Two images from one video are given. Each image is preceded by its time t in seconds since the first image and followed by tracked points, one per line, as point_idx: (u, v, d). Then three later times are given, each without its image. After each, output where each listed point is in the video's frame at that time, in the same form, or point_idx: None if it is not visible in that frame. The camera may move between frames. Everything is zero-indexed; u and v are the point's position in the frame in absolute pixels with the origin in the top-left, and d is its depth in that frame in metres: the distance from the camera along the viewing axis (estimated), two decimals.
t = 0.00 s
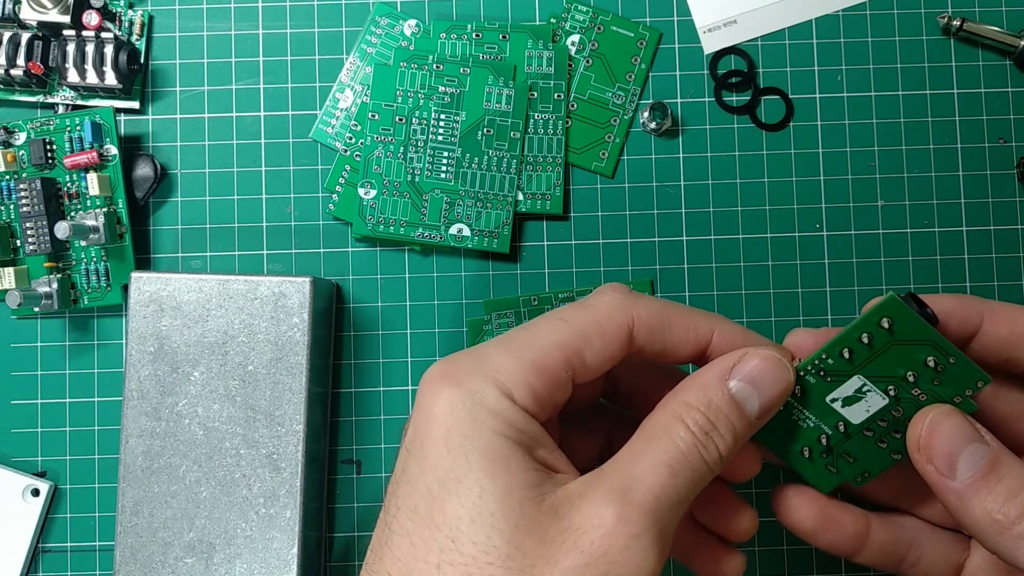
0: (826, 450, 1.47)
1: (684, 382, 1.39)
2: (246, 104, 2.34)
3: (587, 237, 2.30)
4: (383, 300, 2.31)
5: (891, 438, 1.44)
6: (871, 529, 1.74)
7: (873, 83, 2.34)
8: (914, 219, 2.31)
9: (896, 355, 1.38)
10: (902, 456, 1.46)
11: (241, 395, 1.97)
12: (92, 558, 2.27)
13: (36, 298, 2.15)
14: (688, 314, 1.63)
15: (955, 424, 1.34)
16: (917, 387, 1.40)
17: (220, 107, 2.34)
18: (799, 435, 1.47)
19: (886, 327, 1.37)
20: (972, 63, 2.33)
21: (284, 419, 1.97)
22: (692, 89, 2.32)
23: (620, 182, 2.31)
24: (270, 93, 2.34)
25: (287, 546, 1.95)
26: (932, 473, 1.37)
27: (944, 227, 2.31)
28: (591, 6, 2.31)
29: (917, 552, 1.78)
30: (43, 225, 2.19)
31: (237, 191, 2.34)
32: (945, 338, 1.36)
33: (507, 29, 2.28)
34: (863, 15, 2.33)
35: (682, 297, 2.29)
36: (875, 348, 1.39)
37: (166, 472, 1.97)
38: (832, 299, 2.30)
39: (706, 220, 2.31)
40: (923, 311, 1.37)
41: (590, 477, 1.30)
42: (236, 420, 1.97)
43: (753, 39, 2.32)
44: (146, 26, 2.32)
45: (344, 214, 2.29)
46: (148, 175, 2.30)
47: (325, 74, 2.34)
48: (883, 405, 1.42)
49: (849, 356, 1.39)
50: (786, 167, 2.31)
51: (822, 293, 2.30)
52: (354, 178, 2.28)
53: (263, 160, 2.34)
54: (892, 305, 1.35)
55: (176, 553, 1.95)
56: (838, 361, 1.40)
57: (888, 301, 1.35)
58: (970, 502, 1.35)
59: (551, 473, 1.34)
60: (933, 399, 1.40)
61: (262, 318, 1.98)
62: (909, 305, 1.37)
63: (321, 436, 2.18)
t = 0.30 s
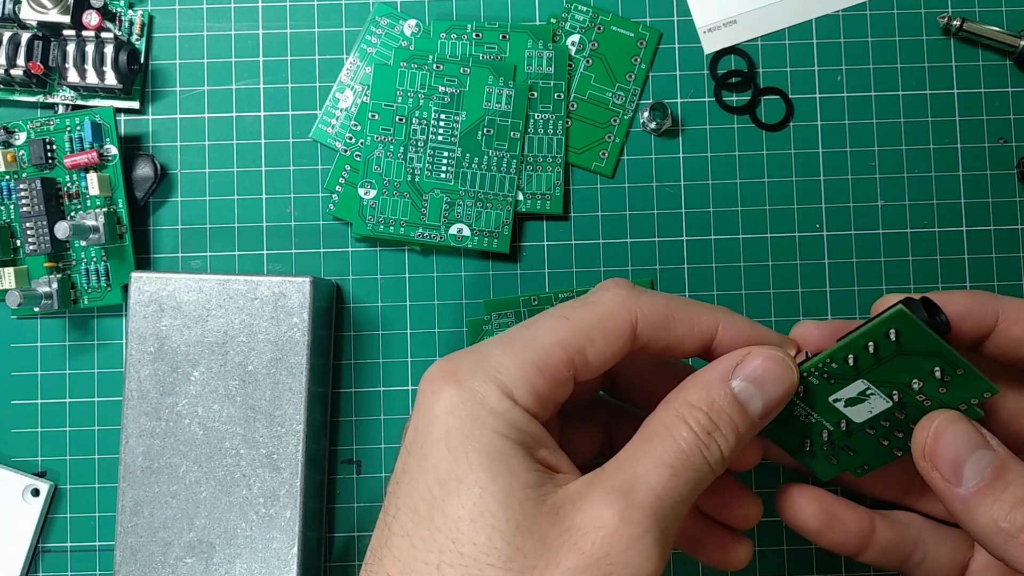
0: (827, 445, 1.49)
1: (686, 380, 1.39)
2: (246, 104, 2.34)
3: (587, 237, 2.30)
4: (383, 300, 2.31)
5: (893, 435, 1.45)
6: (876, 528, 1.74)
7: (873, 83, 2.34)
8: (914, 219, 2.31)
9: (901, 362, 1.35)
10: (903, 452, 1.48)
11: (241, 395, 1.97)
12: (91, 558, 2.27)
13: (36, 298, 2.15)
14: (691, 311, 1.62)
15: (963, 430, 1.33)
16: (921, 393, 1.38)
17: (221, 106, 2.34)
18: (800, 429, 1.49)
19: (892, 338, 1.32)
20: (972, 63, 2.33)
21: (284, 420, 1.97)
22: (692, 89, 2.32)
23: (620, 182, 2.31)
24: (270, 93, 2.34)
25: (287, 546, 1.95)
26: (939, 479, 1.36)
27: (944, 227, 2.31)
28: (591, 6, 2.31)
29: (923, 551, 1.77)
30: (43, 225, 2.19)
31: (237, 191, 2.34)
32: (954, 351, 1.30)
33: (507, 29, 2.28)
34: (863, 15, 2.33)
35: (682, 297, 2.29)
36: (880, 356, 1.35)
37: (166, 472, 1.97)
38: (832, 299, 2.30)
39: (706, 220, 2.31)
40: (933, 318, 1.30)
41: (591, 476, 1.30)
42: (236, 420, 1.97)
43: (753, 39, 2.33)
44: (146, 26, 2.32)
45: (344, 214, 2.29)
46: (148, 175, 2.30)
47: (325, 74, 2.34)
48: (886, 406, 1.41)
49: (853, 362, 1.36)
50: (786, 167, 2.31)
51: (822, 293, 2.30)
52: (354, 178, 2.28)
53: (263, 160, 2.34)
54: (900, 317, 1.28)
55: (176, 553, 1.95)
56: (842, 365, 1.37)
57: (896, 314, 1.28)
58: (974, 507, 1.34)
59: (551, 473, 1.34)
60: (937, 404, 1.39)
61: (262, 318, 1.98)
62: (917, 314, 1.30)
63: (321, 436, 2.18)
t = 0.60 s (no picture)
0: (815, 452, 1.43)
1: (684, 380, 1.39)
2: (246, 104, 2.34)
3: (588, 237, 2.30)
4: (383, 300, 2.31)
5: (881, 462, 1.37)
6: (882, 532, 1.66)
7: (873, 83, 2.34)
8: (914, 219, 2.31)
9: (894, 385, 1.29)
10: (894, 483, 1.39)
11: (241, 395, 1.97)
12: (92, 558, 2.27)
13: (36, 298, 2.15)
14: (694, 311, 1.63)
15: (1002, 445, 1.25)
16: (911, 424, 1.30)
17: (220, 106, 2.34)
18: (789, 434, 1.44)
19: (883, 357, 1.28)
20: (972, 63, 2.33)
21: (284, 420, 1.97)
22: (692, 89, 2.32)
23: (620, 182, 2.31)
24: (270, 93, 2.34)
25: (287, 546, 1.95)
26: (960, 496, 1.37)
27: (944, 227, 2.31)
28: (591, 6, 2.31)
29: (931, 553, 1.69)
30: (43, 225, 2.19)
31: (237, 191, 2.34)
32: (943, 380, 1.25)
33: (507, 29, 2.28)
34: (863, 15, 2.33)
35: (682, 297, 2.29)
36: (870, 374, 1.30)
37: (166, 472, 1.97)
38: (832, 299, 2.30)
39: (706, 220, 2.31)
40: (938, 350, 1.29)
41: (590, 477, 1.30)
42: (236, 420, 1.97)
43: (753, 39, 2.33)
44: (146, 26, 2.32)
45: (344, 214, 2.29)
46: (148, 175, 2.30)
47: (325, 74, 2.34)
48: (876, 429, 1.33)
49: (843, 373, 1.32)
50: (786, 167, 2.31)
51: (822, 293, 2.30)
52: (354, 178, 2.28)
53: (263, 160, 2.34)
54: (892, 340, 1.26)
55: (176, 553, 1.95)
56: (833, 374, 1.34)
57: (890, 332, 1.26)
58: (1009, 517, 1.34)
59: (551, 474, 1.35)
60: (927, 443, 1.30)
61: (262, 318, 1.98)
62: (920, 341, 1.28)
63: (321, 436, 2.18)
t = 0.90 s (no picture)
0: (831, 435, 1.45)
1: (692, 380, 1.40)
2: (246, 104, 2.34)
3: (587, 237, 2.30)
4: (383, 300, 2.31)
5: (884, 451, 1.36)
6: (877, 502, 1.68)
7: (873, 83, 2.34)
8: (914, 219, 2.31)
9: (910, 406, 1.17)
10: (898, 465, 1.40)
11: (241, 395, 1.97)
12: (92, 558, 2.27)
13: (36, 298, 2.15)
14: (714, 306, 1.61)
15: (992, 442, 1.17)
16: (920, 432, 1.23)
17: (220, 106, 2.34)
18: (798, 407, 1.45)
19: (904, 387, 1.12)
20: (972, 63, 2.33)
21: (284, 420, 1.97)
22: (692, 89, 2.32)
23: (620, 182, 2.31)
24: (270, 93, 2.34)
25: (287, 547, 1.95)
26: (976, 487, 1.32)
27: (944, 227, 2.31)
28: (591, 6, 2.31)
29: (923, 529, 1.69)
30: (42, 225, 2.19)
31: (237, 191, 2.34)
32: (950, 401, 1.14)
33: (507, 29, 2.28)
34: (863, 15, 2.33)
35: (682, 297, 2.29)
36: (888, 395, 1.17)
37: (166, 472, 1.97)
38: (832, 299, 2.30)
39: (706, 220, 2.31)
40: (960, 377, 1.10)
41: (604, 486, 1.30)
42: (236, 420, 1.97)
43: (753, 39, 2.33)
44: (146, 26, 2.32)
45: (344, 214, 2.29)
46: (148, 175, 2.30)
47: (325, 74, 2.34)
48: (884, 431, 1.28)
49: (859, 388, 1.21)
50: (786, 167, 2.31)
51: (822, 293, 2.30)
52: (354, 178, 2.28)
53: (263, 160, 2.34)
54: (912, 375, 1.08)
55: (175, 553, 1.95)
56: (847, 383, 1.22)
57: (910, 368, 1.07)
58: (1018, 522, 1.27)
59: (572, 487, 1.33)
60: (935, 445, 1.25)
61: (262, 318, 1.98)
62: (939, 370, 1.09)
63: (321, 436, 2.18)
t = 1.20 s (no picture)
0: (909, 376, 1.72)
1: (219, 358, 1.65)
2: (246, 104, 2.34)
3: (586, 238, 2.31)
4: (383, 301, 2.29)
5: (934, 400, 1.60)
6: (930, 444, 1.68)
7: (873, 83, 2.34)
8: (914, 219, 2.31)
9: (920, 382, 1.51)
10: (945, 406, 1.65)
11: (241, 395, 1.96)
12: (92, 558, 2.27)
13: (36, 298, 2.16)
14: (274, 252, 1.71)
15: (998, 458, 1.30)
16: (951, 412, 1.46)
17: (221, 106, 2.34)
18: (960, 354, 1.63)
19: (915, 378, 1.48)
20: (972, 63, 2.33)
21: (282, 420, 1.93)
22: (692, 89, 2.32)
23: (620, 182, 2.31)
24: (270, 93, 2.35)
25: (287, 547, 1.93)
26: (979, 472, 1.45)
27: (944, 227, 2.31)
28: (591, 6, 2.31)
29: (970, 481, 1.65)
30: (43, 225, 2.20)
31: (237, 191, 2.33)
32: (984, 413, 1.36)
33: (507, 29, 2.28)
34: (863, 15, 2.33)
35: (682, 297, 2.29)
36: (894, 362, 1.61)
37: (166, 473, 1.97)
38: (832, 299, 2.30)
39: (706, 220, 2.31)
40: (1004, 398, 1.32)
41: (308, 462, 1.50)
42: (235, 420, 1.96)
43: (753, 39, 2.33)
44: (146, 26, 2.32)
45: (343, 213, 2.29)
46: (148, 175, 2.29)
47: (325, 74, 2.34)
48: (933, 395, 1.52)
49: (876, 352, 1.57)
50: (785, 167, 2.31)
51: (822, 293, 2.30)
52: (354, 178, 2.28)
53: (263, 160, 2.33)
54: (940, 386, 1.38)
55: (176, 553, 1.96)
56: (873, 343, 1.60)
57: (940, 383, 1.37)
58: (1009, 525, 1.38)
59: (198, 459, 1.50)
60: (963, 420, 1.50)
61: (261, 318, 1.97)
62: (983, 382, 1.31)
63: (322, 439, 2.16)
